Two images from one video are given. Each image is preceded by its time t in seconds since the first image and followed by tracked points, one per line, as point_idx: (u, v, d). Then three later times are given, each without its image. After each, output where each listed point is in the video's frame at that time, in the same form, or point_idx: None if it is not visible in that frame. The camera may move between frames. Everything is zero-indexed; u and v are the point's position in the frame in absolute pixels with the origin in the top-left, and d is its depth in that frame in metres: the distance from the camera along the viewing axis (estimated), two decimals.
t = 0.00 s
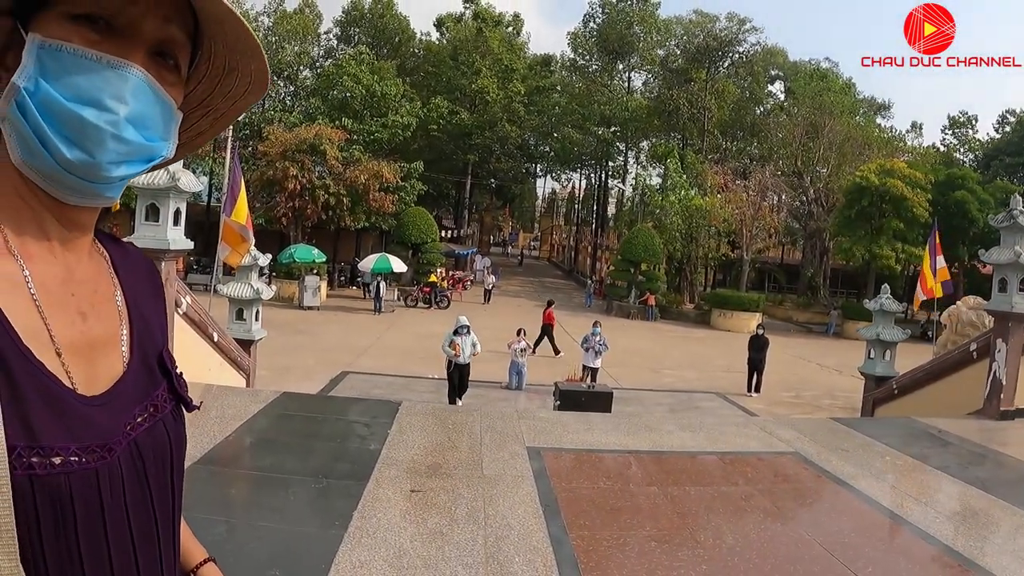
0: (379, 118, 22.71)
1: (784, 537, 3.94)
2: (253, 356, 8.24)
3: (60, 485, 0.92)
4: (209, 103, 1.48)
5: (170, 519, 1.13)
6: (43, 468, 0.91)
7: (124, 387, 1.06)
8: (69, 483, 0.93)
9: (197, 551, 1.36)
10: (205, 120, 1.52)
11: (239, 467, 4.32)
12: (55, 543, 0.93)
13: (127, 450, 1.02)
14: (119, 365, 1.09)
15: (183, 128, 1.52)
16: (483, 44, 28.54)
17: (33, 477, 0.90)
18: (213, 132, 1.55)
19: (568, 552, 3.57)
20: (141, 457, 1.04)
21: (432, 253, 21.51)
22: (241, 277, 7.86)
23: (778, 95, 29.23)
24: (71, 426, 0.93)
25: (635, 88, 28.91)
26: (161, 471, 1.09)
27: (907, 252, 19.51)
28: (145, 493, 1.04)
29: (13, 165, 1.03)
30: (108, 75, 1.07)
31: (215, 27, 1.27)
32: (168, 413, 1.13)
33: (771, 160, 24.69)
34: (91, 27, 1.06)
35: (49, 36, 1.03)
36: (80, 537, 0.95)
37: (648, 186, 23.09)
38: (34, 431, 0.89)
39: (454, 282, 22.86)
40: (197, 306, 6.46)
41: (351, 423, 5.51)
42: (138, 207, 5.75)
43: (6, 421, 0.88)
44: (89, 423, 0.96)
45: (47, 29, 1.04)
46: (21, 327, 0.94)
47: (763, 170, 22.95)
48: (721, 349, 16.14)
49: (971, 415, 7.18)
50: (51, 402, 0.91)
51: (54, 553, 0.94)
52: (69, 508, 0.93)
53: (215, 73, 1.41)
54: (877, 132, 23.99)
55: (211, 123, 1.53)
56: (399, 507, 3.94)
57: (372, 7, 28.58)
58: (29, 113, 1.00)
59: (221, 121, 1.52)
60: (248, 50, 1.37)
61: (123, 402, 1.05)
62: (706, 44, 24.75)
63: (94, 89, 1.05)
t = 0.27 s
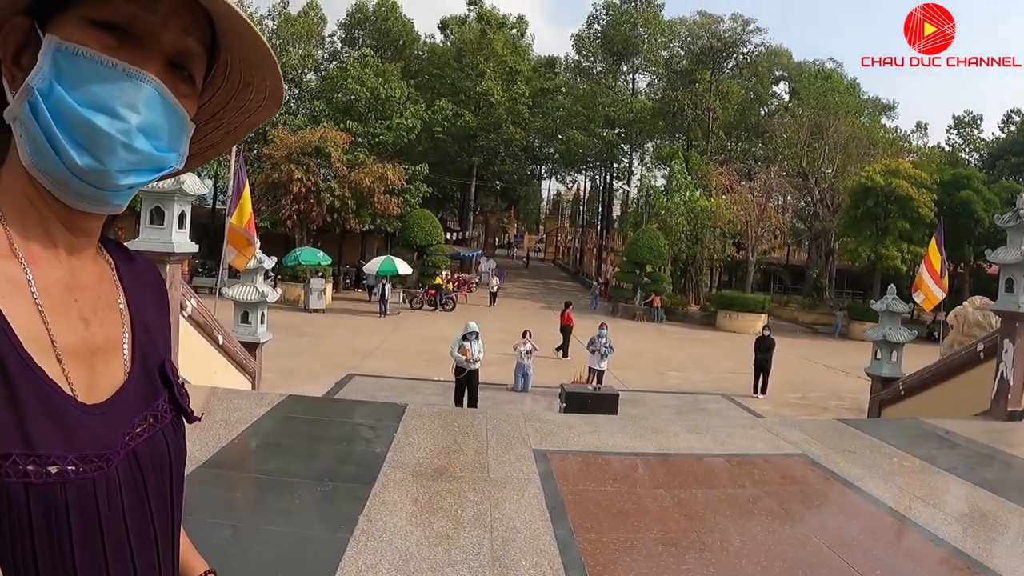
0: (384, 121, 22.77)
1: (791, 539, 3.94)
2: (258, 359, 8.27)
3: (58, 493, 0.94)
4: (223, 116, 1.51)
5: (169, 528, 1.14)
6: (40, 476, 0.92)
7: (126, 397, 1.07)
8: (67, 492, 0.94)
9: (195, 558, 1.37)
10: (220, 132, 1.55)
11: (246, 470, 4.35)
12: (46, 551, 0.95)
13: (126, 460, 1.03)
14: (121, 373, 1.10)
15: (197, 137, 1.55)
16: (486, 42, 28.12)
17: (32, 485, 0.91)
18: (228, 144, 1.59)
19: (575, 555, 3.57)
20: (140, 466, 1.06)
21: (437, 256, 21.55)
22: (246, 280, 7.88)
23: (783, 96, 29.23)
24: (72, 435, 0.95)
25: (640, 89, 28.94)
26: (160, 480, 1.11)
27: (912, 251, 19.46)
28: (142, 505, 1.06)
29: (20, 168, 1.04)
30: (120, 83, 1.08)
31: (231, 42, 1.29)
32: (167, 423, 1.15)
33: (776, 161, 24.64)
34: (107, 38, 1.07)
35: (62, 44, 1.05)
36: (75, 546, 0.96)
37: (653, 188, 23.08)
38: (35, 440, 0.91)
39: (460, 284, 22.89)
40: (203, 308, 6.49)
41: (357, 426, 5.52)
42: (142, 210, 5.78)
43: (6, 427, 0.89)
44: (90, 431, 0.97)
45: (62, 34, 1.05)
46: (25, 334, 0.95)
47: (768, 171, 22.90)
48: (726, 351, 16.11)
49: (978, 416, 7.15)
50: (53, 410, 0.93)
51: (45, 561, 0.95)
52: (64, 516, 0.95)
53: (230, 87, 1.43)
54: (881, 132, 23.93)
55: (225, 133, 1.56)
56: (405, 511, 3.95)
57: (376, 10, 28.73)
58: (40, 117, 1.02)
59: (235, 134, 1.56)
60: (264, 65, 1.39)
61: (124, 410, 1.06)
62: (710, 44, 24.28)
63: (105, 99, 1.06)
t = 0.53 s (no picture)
0: (391, 127, 22.88)
1: (803, 542, 3.93)
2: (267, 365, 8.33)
3: (57, 500, 0.96)
4: (225, 131, 1.54)
5: (167, 538, 1.16)
6: (40, 483, 0.94)
7: (125, 406, 1.10)
8: (67, 498, 0.96)
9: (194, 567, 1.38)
10: (222, 145, 1.59)
11: (256, 477, 4.38)
12: (44, 556, 0.97)
13: (123, 469, 1.04)
14: (121, 381, 1.13)
15: (200, 150, 1.58)
16: (493, 48, 28.25)
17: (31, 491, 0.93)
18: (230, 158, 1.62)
19: (586, 560, 3.57)
20: (140, 475, 1.08)
21: (445, 261, 21.60)
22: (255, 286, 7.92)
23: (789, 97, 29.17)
24: (72, 443, 0.97)
25: (646, 92, 28.99)
26: (159, 490, 1.13)
27: (922, 251, 19.34)
28: (139, 515, 1.08)
29: (24, 179, 1.07)
30: (124, 97, 1.11)
31: (235, 59, 1.32)
32: (167, 432, 1.17)
33: (783, 162, 24.56)
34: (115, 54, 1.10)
35: (67, 57, 1.07)
36: (74, 552, 0.98)
37: (660, 191, 23.05)
38: (37, 445, 0.93)
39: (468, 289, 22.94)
40: (212, 316, 6.54)
41: (365, 431, 5.55)
42: (151, 217, 5.84)
43: (9, 431, 0.91)
44: (90, 441, 1.00)
45: (69, 50, 1.08)
46: (27, 341, 0.98)
47: (775, 172, 22.83)
48: (735, 353, 16.05)
49: (989, 417, 7.09)
50: (54, 418, 0.95)
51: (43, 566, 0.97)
52: (64, 523, 0.97)
53: (233, 103, 1.46)
54: (888, 132, 23.82)
55: (227, 147, 1.59)
56: (415, 516, 3.96)
57: (381, 16, 28.87)
58: (43, 128, 1.04)
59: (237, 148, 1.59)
60: (266, 82, 1.42)
61: (125, 418, 1.09)
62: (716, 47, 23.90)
63: (108, 113, 1.09)
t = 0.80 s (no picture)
0: (397, 132, 22.99)
1: (814, 545, 3.91)
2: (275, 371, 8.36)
3: (62, 498, 0.97)
4: (216, 136, 1.57)
5: (165, 536, 1.18)
6: (44, 479, 0.95)
7: (125, 405, 1.12)
8: (70, 495, 0.97)
9: (194, 568, 1.40)
10: (212, 151, 1.62)
11: (266, 482, 4.40)
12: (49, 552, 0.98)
13: (126, 466, 1.07)
14: (119, 381, 1.15)
15: (190, 156, 1.61)
16: (499, 53, 28.35)
17: (39, 488, 0.94)
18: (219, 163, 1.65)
19: (596, 564, 3.57)
20: (140, 472, 1.09)
21: (453, 265, 21.66)
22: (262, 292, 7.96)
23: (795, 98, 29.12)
24: (75, 439, 0.98)
25: (652, 94, 29.05)
26: (157, 486, 1.14)
27: (929, 251, 19.23)
28: (139, 513, 1.09)
29: (24, 183, 1.09)
30: (121, 102, 1.13)
31: (227, 68, 1.36)
32: (164, 430, 1.19)
33: (790, 163, 24.51)
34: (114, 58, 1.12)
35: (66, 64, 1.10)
36: (79, 548, 0.99)
37: (667, 193, 22.99)
38: (43, 443, 0.94)
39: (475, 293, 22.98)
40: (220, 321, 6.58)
41: (374, 437, 5.57)
42: (158, 223, 5.88)
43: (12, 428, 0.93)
44: (93, 437, 1.01)
45: (69, 55, 1.10)
46: (30, 340, 0.99)
47: (782, 173, 22.75)
48: (743, 355, 15.99)
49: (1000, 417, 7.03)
50: (57, 416, 0.97)
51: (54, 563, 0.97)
52: (68, 519, 0.97)
53: (224, 109, 1.49)
54: (894, 132, 23.73)
55: (217, 153, 1.63)
56: (424, 521, 3.98)
57: (387, 21, 28.96)
58: (42, 134, 1.06)
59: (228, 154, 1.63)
60: (257, 90, 1.46)
61: (123, 417, 1.10)
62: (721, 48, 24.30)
63: (108, 121, 1.11)
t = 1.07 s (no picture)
0: (408, 139, 23.14)
1: (830, 549, 3.89)
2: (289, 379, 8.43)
3: (84, 496, 1.00)
4: (215, 143, 1.62)
5: (179, 534, 1.22)
6: (65, 477, 0.98)
7: (137, 407, 1.15)
8: (90, 493, 1.00)
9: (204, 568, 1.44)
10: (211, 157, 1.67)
11: (282, 490, 4.45)
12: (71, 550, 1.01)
13: (142, 465, 1.10)
14: (130, 385, 1.19)
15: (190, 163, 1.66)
16: (509, 60, 28.41)
17: (61, 488, 0.97)
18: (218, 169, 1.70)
19: (611, 569, 3.57)
20: (154, 471, 1.13)
21: (465, 272, 21.74)
22: (275, 301, 8.02)
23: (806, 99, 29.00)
24: (93, 440, 1.02)
25: (662, 98, 29.08)
26: (171, 484, 1.18)
27: (943, 251, 19.05)
28: (155, 510, 1.13)
29: (37, 194, 1.13)
30: (130, 112, 1.18)
31: (229, 76, 1.41)
32: (175, 432, 1.23)
33: (801, 165, 24.38)
34: (123, 70, 1.17)
35: (75, 80, 1.14)
36: (99, 545, 1.02)
37: (679, 197, 22.94)
38: (63, 441, 0.98)
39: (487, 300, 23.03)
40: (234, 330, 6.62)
41: (389, 444, 5.61)
42: (171, 233, 5.96)
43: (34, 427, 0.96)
44: (108, 436, 1.05)
45: (77, 69, 1.14)
46: (47, 343, 1.03)
47: (794, 175, 22.66)
48: (757, 359, 15.91)
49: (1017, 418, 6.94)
50: (76, 418, 1.00)
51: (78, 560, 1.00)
52: (88, 518, 1.01)
53: (225, 116, 1.54)
54: (906, 132, 23.55)
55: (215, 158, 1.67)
56: (438, 528, 4.00)
57: (396, 29, 29.12)
58: (56, 143, 1.10)
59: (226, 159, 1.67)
60: (257, 98, 1.51)
61: (136, 418, 1.14)
62: (732, 48, 25.09)
63: (118, 132, 1.15)
